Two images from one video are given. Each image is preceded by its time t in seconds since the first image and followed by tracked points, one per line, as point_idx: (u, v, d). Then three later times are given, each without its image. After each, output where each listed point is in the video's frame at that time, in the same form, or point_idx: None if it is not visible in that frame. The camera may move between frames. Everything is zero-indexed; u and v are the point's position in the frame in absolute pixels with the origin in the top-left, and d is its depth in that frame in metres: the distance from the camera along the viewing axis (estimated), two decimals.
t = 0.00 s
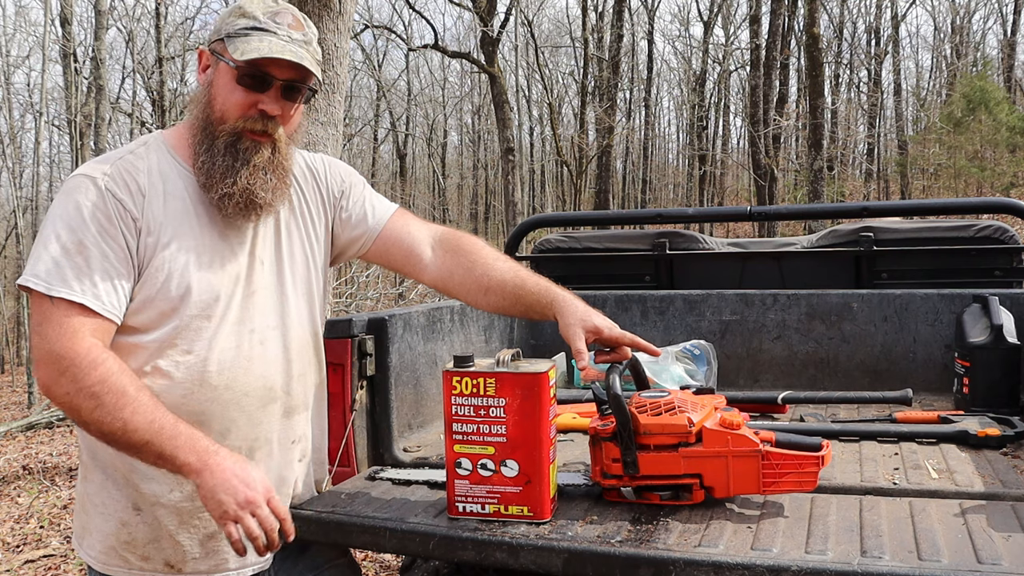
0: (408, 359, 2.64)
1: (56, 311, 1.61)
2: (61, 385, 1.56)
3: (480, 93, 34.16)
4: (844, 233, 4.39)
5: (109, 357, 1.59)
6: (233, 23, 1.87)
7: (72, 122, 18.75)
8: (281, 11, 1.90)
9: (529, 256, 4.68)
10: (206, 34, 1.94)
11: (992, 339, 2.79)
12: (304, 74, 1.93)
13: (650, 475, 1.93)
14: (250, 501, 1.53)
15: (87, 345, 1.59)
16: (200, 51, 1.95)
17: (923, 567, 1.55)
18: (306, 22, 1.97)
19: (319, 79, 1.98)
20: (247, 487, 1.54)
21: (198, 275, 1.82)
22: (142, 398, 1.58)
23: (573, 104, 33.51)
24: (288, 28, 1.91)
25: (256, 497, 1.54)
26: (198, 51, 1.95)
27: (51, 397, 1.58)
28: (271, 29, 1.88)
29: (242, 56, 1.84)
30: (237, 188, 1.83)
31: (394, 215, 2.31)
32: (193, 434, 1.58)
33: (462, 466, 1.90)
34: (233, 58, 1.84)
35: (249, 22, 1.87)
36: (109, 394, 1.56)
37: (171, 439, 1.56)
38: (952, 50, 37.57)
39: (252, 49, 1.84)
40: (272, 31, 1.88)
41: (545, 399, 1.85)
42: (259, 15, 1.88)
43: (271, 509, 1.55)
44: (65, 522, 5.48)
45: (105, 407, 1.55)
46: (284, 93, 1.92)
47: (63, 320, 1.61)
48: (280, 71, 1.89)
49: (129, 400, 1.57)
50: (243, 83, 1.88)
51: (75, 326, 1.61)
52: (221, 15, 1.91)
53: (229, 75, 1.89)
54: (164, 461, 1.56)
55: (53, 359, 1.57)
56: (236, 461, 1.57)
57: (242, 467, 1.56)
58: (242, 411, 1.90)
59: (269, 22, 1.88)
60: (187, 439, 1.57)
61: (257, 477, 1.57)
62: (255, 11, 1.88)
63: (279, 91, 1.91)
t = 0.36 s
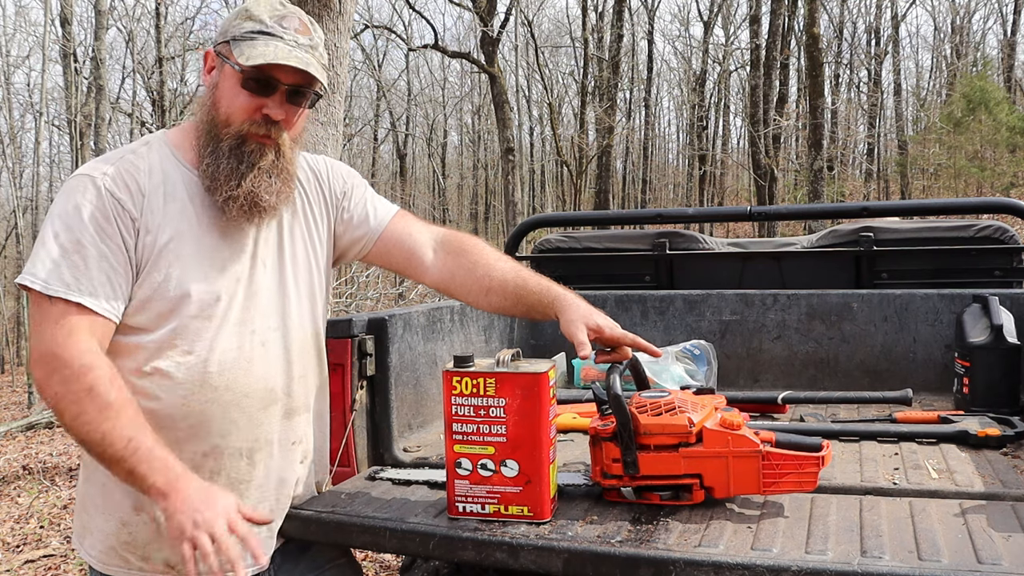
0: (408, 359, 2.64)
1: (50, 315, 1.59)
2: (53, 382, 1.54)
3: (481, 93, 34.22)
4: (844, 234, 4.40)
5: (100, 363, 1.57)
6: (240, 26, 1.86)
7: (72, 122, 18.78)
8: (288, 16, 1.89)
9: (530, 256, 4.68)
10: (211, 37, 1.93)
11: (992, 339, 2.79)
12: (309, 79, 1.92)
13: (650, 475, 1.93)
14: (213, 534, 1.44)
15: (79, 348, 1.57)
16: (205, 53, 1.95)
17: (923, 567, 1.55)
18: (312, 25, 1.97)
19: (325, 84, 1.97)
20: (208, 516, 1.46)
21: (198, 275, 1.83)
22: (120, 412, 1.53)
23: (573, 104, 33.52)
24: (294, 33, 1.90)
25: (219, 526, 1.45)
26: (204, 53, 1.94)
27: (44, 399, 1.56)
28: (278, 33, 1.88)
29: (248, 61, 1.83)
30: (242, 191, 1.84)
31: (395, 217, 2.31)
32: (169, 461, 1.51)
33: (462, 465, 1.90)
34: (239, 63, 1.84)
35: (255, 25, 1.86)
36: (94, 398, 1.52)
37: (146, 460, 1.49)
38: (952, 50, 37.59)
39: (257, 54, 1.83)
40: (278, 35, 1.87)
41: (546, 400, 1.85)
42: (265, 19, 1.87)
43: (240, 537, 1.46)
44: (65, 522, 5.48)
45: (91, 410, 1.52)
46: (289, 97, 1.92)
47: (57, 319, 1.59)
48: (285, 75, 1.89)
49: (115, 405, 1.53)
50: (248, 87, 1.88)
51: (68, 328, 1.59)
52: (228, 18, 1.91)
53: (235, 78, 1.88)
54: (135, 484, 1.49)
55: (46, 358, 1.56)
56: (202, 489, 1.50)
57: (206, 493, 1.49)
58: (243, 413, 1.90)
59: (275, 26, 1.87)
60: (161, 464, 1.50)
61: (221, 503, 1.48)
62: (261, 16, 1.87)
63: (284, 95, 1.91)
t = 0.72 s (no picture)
0: (408, 359, 2.64)
1: (73, 308, 1.61)
2: (81, 374, 1.55)
3: (480, 93, 34.24)
4: (843, 234, 4.40)
5: (127, 344, 1.59)
6: (227, 23, 1.86)
7: (72, 122, 18.80)
8: (273, 10, 1.89)
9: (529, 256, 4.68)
10: (202, 37, 1.94)
11: (992, 339, 2.79)
12: (295, 73, 1.91)
13: (650, 475, 1.93)
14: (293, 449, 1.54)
15: (99, 334, 1.58)
16: (196, 53, 1.95)
17: (923, 567, 1.55)
18: (300, 20, 1.97)
19: (314, 80, 1.97)
20: (277, 435, 1.54)
21: (201, 272, 1.84)
22: (154, 383, 1.56)
23: (573, 104, 33.53)
24: (280, 28, 1.90)
25: (291, 439, 1.54)
26: (195, 53, 1.95)
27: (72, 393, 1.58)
28: (263, 29, 1.88)
29: (232, 57, 1.83)
30: (231, 187, 1.83)
31: (393, 217, 2.30)
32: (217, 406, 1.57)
33: (462, 465, 1.90)
34: (224, 59, 1.84)
35: (241, 23, 1.86)
36: (129, 375, 1.55)
37: (199, 409, 1.55)
38: (953, 50, 37.57)
39: (242, 50, 1.83)
40: (263, 31, 1.87)
41: (545, 399, 1.85)
42: (251, 15, 1.87)
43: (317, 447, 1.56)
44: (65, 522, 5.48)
45: (130, 386, 1.55)
46: (277, 93, 1.92)
47: (75, 312, 1.60)
48: (272, 71, 1.89)
49: (148, 379, 1.56)
50: (235, 85, 1.88)
51: (87, 318, 1.60)
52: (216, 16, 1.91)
53: (223, 77, 1.88)
54: (197, 435, 1.56)
55: (68, 351, 1.57)
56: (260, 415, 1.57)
57: (267, 416, 1.58)
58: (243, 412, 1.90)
59: (261, 22, 1.88)
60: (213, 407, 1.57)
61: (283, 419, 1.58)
62: (247, 12, 1.87)
63: (271, 91, 1.91)
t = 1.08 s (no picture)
0: (408, 359, 2.64)
1: (103, 296, 1.61)
2: (131, 356, 1.56)
3: (480, 93, 34.31)
4: (844, 234, 4.40)
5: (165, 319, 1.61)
6: (226, 24, 1.86)
7: (72, 122, 18.81)
8: (272, 12, 1.89)
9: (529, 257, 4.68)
10: (201, 38, 1.93)
11: (992, 339, 2.79)
12: (294, 74, 1.91)
13: (650, 475, 1.93)
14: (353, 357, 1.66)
15: (133, 316, 1.59)
16: (196, 53, 1.94)
17: (924, 567, 1.55)
18: (298, 21, 1.96)
19: (313, 81, 1.97)
20: (335, 345, 1.65)
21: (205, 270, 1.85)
22: (193, 346, 1.59)
23: (573, 104, 33.52)
24: (279, 29, 1.90)
25: (351, 350, 1.65)
26: (195, 54, 1.94)
27: (120, 383, 1.58)
28: (262, 30, 1.87)
29: (232, 59, 1.83)
30: (231, 188, 1.84)
31: (393, 216, 2.30)
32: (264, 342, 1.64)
33: (462, 466, 1.90)
34: (223, 61, 1.84)
35: (240, 23, 1.85)
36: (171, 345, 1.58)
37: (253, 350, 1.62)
38: (953, 50, 37.59)
39: (240, 52, 1.83)
40: (262, 31, 1.87)
41: (546, 398, 1.85)
42: (250, 16, 1.86)
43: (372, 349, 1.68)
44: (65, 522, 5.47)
45: (180, 353, 1.58)
46: (276, 93, 1.91)
47: (105, 297, 1.61)
48: (271, 71, 1.88)
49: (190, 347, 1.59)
50: (234, 85, 1.87)
51: (119, 301, 1.61)
52: (215, 16, 1.90)
53: (221, 77, 1.88)
54: (257, 373, 1.61)
55: (115, 337, 1.57)
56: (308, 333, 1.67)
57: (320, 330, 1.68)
58: (244, 411, 1.90)
59: (259, 23, 1.87)
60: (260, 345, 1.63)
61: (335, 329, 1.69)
62: (246, 13, 1.87)
63: (270, 92, 1.90)
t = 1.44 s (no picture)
0: (408, 359, 2.64)
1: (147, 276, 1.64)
2: (194, 330, 1.63)
3: (480, 93, 34.35)
4: (844, 234, 4.40)
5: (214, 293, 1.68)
6: (235, 27, 1.85)
7: (72, 122, 18.83)
8: (283, 17, 1.88)
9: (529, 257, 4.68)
10: (207, 39, 1.92)
11: (993, 339, 2.79)
12: (304, 80, 1.90)
13: (650, 475, 1.93)
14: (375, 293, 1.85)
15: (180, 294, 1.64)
16: (201, 54, 1.93)
17: (923, 567, 1.55)
18: (307, 25, 1.95)
19: (320, 86, 1.96)
20: (358, 283, 1.82)
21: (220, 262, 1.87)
22: (237, 313, 1.67)
23: (573, 104, 33.50)
24: (289, 34, 1.89)
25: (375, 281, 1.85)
26: (200, 55, 1.93)
27: (186, 362, 1.64)
28: (272, 35, 1.86)
29: (244, 65, 1.82)
30: (240, 193, 1.85)
31: (393, 216, 2.30)
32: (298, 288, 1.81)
33: (462, 465, 1.90)
34: (234, 66, 1.83)
35: (250, 27, 1.84)
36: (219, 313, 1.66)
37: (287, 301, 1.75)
38: (952, 50, 37.63)
39: (253, 58, 1.82)
40: (273, 37, 1.86)
41: (545, 399, 1.85)
42: (260, 20, 1.86)
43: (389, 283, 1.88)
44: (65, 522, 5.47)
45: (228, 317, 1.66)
46: (285, 98, 1.90)
47: (152, 280, 1.64)
48: (281, 76, 1.87)
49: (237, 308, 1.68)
50: (244, 90, 1.86)
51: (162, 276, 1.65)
52: (223, 18, 1.90)
53: (231, 81, 1.87)
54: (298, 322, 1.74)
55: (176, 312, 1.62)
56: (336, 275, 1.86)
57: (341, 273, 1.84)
58: (246, 411, 1.90)
59: (270, 27, 1.86)
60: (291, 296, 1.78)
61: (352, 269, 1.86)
62: (256, 17, 1.86)
63: (280, 96, 1.89)
